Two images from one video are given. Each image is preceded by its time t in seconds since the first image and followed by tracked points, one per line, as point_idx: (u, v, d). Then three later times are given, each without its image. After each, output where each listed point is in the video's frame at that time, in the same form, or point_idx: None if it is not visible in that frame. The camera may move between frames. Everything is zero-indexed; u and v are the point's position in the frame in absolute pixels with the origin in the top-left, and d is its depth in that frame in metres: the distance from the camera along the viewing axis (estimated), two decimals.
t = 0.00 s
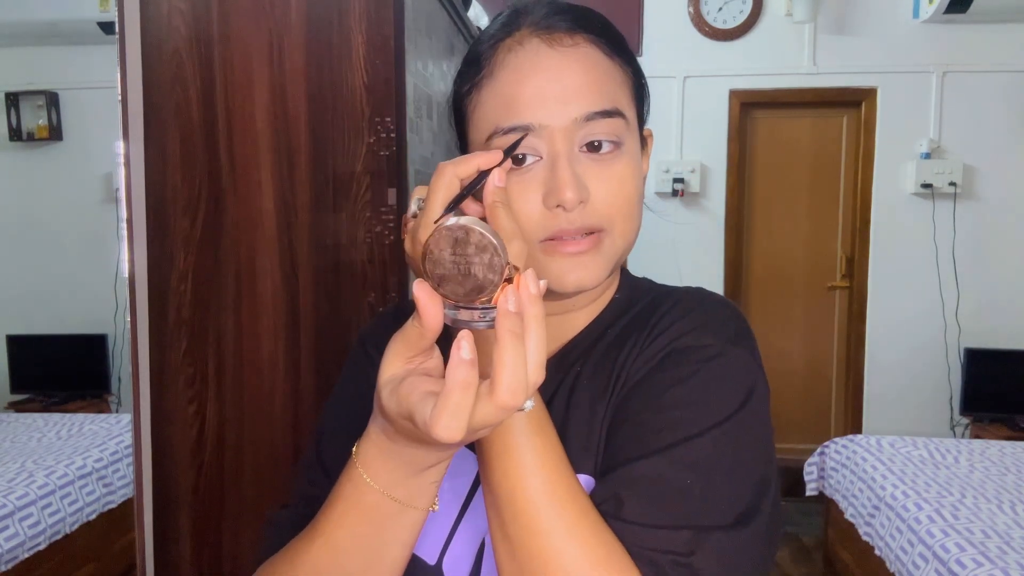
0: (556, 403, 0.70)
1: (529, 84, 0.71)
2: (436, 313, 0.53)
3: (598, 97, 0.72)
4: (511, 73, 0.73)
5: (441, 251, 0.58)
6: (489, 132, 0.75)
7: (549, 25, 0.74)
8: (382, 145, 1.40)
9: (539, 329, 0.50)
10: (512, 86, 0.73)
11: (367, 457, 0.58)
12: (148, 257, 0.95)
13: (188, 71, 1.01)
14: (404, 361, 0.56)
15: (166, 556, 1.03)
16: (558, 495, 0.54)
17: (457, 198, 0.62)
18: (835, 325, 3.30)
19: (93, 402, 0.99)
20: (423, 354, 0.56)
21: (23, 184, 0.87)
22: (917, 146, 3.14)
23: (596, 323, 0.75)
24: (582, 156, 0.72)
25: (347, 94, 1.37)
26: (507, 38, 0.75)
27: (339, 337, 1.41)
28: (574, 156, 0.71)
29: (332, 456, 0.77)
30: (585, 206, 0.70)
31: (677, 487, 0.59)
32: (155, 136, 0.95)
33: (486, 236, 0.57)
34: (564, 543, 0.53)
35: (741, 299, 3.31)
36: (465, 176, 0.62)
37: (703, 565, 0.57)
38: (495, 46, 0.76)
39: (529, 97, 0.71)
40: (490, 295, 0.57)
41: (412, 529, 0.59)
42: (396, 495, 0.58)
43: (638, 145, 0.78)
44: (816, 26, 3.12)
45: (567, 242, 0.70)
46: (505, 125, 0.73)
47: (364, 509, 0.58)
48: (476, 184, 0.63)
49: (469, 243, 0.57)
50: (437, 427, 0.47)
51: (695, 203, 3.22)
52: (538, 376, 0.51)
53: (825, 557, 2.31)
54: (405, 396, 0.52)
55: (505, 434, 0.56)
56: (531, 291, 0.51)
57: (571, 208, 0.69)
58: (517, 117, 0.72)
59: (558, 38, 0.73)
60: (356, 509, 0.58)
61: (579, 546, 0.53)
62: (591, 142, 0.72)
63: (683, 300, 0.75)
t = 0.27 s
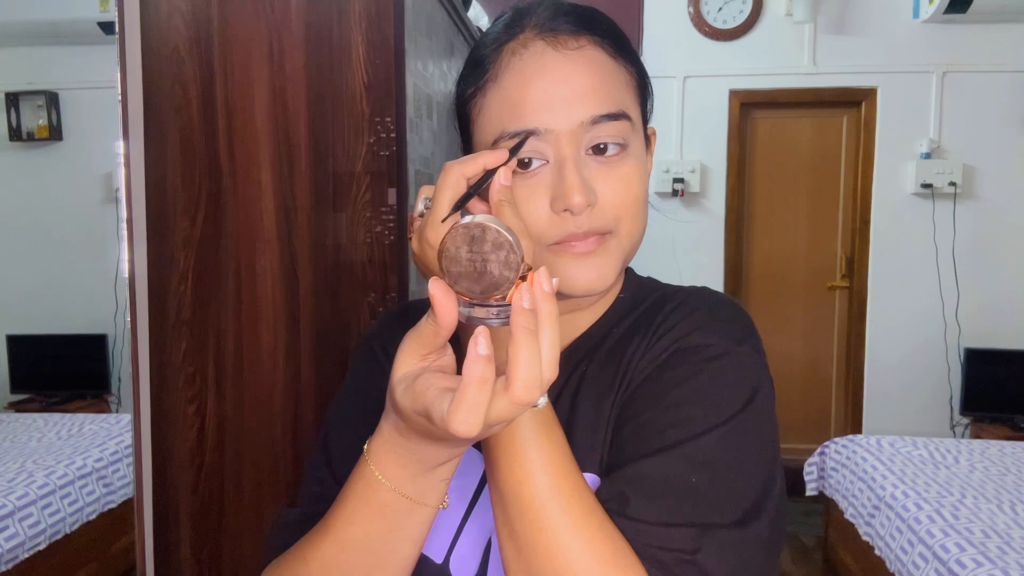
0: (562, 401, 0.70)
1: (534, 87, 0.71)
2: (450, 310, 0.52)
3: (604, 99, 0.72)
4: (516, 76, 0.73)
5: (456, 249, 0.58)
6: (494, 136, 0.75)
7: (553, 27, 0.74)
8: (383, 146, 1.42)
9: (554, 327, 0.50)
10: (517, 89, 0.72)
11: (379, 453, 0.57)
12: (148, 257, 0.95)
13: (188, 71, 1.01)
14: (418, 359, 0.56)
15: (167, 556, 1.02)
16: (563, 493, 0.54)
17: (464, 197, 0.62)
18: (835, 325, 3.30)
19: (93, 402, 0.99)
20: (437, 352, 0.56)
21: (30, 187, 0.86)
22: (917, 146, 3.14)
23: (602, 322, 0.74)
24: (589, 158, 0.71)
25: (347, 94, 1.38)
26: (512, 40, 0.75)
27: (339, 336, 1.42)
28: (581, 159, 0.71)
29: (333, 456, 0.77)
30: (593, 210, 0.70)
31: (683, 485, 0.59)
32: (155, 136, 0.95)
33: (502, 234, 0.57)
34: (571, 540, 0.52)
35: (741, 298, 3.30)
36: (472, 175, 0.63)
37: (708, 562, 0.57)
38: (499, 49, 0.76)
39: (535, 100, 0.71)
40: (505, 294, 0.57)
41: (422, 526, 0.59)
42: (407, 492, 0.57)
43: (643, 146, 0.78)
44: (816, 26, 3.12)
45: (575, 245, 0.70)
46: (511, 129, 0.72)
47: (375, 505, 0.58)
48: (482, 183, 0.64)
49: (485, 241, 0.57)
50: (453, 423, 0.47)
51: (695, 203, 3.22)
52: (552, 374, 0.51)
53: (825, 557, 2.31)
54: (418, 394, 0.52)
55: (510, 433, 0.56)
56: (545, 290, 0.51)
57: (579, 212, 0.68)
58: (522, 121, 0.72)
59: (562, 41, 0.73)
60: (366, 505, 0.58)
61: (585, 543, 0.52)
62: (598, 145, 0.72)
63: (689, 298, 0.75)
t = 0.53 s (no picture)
0: (569, 401, 0.70)
1: (545, 87, 0.71)
2: (458, 313, 0.53)
3: (616, 100, 0.71)
4: (527, 76, 0.72)
5: (463, 254, 0.58)
6: (504, 135, 0.75)
7: (564, 27, 0.73)
8: (383, 146, 1.41)
9: (560, 331, 0.50)
10: (528, 89, 0.72)
11: (387, 455, 0.57)
12: (148, 256, 0.95)
13: (188, 71, 1.01)
14: (426, 362, 0.56)
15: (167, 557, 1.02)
16: (569, 497, 0.54)
17: (447, 208, 0.63)
18: (835, 325, 3.30)
19: (93, 402, 0.99)
20: (444, 356, 0.56)
21: (27, 184, 0.87)
22: (917, 146, 3.14)
23: (608, 322, 0.74)
24: (600, 159, 0.71)
25: (347, 94, 1.38)
26: (522, 40, 0.75)
27: (339, 337, 1.41)
28: (593, 159, 0.71)
29: (334, 456, 0.77)
30: (605, 210, 0.70)
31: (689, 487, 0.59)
32: (155, 136, 0.95)
33: (509, 238, 0.58)
34: (577, 544, 0.53)
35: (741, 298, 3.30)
36: (451, 187, 0.64)
37: (715, 564, 0.57)
38: (509, 49, 0.76)
39: (546, 100, 0.71)
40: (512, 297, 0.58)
41: (430, 526, 0.59)
42: (415, 493, 0.58)
43: (653, 145, 0.78)
44: (816, 26, 3.12)
45: (586, 246, 0.70)
46: (521, 129, 0.72)
47: (383, 505, 0.58)
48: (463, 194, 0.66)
49: (492, 246, 0.58)
50: (462, 426, 0.47)
51: (695, 203, 3.22)
52: (558, 377, 0.51)
53: (825, 557, 2.31)
54: (426, 397, 0.52)
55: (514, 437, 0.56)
56: (552, 293, 0.51)
57: (590, 213, 0.68)
58: (534, 121, 0.71)
59: (574, 40, 0.73)
60: (374, 506, 0.58)
61: (591, 548, 0.53)
62: (609, 145, 0.71)
63: (695, 299, 0.75)
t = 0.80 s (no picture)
0: (569, 402, 0.71)
1: (544, 90, 0.71)
2: (463, 320, 0.51)
3: (614, 102, 0.71)
4: (525, 78, 0.72)
5: (469, 261, 0.58)
6: (502, 137, 0.75)
7: (563, 29, 0.73)
8: (383, 145, 1.42)
9: (565, 338, 0.50)
10: (526, 91, 0.72)
11: (391, 458, 0.57)
12: (148, 257, 0.95)
13: (188, 71, 1.01)
14: (431, 367, 0.55)
15: (167, 556, 1.02)
16: (577, 499, 0.54)
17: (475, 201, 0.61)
18: (835, 325, 3.30)
19: (93, 402, 0.98)
20: (449, 360, 0.55)
21: (27, 185, 0.86)
22: (917, 146, 3.14)
23: (609, 323, 0.74)
24: (598, 161, 0.71)
25: (346, 94, 1.38)
26: (521, 42, 0.75)
27: (338, 337, 1.41)
28: (591, 162, 0.71)
29: (336, 457, 0.77)
30: (603, 212, 0.70)
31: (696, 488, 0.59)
32: (155, 136, 0.95)
33: (515, 246, 0.57)
34: (587, 545, 0.53)
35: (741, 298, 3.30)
36: (480, 180, 0.62)
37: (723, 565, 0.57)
38: (509, 51, 0.76)
39: (545, 103, 0.71)
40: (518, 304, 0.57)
41: (433, 529, 0.59)
42: (419, 496, 0.58)
43: (652, 147, 0.78)
44: (815, 26, 3.12)
45: (583, 247, 0.71)
46: (519, 131, 0.72)
47: (387, 509, 0.58)
48: (489, 188, 0.64)
49: (498, 254, 0.57)
50: (467, 433, 0.46)
51: (695, 203, 3.22)
52: (564, 383, 0.50)
53: (826, 557, 2.31)
54: (432, 403, 0.52)
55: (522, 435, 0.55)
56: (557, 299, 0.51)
57: (588, 215, 0.69)
58: (532, 124, 0.71)
59: (573, 43, 0.73)
60: (379, 509, 0.58)
61: (602, 550, 0.53)
62: (608, 147, 0.71)
63: (697, 300, 0.75)
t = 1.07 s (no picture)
0: (567, 404, 0.71)
1: (542, 90, 0.71)
2: (465, 321, 0.51)
3: (613, 102, 0.71)
4: (523, 79, 0.72)
5: (472, 264, 0.57)
6: (500, 137, 0.75)
7: (561, 29, 0.73)
8: (383, 146, 1.42)
9: (566, 340, 0.50)
10: (525, 91, 0.72)
11: (392, 459, 0.57)
12: (148, 258, 0.95)
13: (188, 70, 1.01)
14: (431, 368, 0.55)
15: (167, 556, 1.02)
16: (572, 498, 0.54)
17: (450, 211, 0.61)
18: (835, 325, 3.30)
19: (93, 402, 0.98)
20: (450, 362, 0.55)
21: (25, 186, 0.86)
22: (917, 146, 3.14)
23: (606, 323, 0.74)
24: (597, 160, 0.71)
25: (346, 93, 1.38)
26: (520, 42, 0.75)
27: (338, 337, 1.41)
28: (590, 161, 0.71)
29: (333, 459, 0.77)
30: (601, 211, 0.70)
31: (692, 487, 0.59)
32: (155, 136, 0.95)
33: (518, 249, 0.57)
34: (582, 544, 0.53)
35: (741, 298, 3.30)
36: (455, 189, 0.62)
37: (719, 563, 0.57)
38: (507, 51, 0.75)
39: (543, 103, 0.71)
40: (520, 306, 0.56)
41: (434, 529, 0.59)
42: (419, 496, 0.58)
43: (650, 148, 0.78)
44: (816, 26, 3.12)
45: (582, 246, 0.70)
46: (518, 130, 0.72)
47: (388, 510, 0.58)
48: (466, 196, 0.64)
49: (501, 256, 0.57)
50: (470, 435, 0.46)
51: (695, 203, 3.22)
52: (565, 384, 0.50)
53: (825, 557, 2.31)
54: (434, 404, 0.51)
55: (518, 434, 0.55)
56: (558, 301, 0.51)
57: (587, 214, 0.69)
58: (530, 123, 0.71)
59: (571, 43, 0.72)
60: (379, 510, 0.58)
61: (597, 549, 0.53)
62: (606, 147, 0.71)
63: (693, 301, 0.74)
